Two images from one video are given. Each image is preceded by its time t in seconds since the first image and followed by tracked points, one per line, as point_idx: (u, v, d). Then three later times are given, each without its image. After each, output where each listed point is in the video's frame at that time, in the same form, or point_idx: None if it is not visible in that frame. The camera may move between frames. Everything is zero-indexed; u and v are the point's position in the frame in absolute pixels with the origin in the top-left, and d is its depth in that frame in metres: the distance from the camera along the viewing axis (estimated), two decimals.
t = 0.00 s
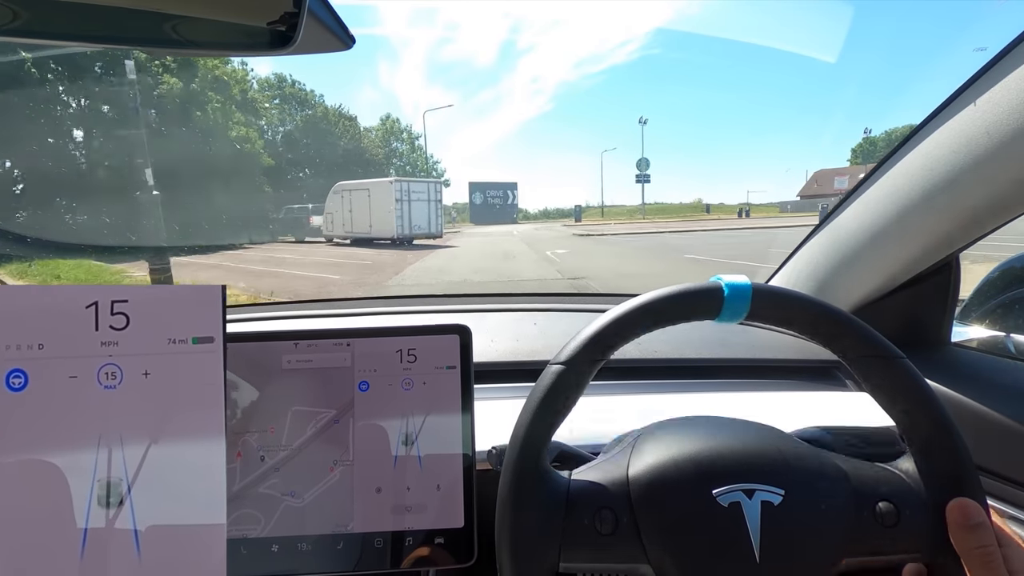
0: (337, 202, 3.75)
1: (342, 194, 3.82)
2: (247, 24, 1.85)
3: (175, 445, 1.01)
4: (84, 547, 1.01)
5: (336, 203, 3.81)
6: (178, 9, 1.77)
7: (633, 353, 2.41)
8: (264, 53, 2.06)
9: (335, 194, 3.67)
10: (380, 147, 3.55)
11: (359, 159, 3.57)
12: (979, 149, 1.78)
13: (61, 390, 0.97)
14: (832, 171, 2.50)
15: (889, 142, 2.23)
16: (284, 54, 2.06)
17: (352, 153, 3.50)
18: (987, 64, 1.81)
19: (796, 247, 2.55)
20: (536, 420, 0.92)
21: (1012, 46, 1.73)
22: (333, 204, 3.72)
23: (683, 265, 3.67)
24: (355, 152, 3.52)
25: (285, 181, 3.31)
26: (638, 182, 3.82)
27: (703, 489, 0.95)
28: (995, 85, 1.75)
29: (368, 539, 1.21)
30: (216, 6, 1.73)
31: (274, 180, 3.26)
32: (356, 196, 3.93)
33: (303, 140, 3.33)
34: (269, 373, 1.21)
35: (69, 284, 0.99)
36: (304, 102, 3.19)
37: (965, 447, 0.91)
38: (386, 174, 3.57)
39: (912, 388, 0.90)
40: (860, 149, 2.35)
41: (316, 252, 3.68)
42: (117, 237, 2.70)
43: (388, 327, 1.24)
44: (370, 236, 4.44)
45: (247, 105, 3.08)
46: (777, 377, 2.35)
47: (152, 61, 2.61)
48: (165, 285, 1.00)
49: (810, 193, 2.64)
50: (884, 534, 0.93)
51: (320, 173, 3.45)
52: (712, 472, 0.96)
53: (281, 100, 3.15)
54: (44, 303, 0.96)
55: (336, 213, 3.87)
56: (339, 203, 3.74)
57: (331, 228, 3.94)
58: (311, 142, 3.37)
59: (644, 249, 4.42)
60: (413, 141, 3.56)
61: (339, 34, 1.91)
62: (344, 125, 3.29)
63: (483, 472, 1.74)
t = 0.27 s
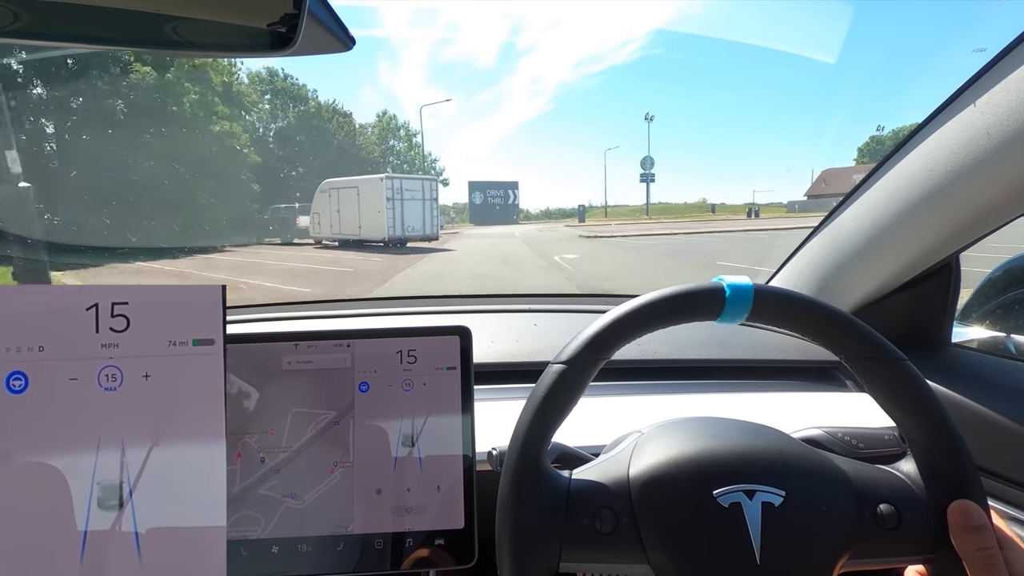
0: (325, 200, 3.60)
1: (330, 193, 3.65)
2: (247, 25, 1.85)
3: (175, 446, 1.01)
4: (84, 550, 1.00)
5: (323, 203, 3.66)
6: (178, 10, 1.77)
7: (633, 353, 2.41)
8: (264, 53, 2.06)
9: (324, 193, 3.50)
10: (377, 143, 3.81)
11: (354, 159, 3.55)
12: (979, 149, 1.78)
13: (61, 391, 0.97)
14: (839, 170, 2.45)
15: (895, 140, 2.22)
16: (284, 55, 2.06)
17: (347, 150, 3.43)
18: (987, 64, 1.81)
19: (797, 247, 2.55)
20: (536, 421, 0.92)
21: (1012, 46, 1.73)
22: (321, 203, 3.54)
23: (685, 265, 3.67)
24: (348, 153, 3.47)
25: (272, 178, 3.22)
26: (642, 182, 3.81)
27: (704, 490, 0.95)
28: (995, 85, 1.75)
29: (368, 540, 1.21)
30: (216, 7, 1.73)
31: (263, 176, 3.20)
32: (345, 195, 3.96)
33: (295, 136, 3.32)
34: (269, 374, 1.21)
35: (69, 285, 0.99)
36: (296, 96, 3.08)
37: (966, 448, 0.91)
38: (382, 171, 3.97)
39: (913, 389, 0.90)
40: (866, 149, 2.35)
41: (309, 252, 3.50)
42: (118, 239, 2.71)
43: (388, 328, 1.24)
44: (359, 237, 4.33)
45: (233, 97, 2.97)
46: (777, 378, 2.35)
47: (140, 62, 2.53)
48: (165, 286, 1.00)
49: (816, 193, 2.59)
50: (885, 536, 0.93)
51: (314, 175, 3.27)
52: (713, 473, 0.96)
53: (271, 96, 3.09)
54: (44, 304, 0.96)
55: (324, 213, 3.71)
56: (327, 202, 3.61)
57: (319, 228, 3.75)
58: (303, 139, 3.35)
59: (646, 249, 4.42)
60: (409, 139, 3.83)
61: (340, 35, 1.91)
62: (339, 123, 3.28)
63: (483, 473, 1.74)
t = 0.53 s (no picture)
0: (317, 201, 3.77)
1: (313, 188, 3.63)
2: (247, 25, 1.85)
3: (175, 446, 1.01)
4: (84, 550, 1.00)
5: (308, 201, 3.66)
6: (178, 11, 1.77)
7: (634, 353, 2.41)
8: (264, 54, 2.06)
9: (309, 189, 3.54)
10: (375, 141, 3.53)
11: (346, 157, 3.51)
12: (979, 149, 1.78)
13: (62, 392, 0.97)
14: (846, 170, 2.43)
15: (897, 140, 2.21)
16: (284, 55, 2.06)
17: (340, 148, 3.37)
18: (987, 64, 1.81)
19: (797, 247, 2.56)
20: (537, 421, 0.92)
21: (1012, 46, 1.73)
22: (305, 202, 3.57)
23: (685, 264, 3.67)
24: (343, 148, 3.46)
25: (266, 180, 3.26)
26: (646, 181, 3.81)
27: (704, 490, 0.95)
28: (995, 85, 1.76)
29: (369, 540, 1.21)
30: (216, 7, 1.73)
31: (251, 175, 3.21)
32: (331, 193, 3.95)
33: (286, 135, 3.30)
34: (269, 375, 1.21)
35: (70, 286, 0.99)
36: (288, 92, 3.09)
37: (966, 448, 0.91)
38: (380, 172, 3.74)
39: (913, 389, 0.90)
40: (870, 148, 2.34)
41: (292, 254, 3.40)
42: (118, 239, 2.73)
43: (389, 329, 1.24)
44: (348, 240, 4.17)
45: (220, 92, 2.96)
46: (777, 378, 2.35)
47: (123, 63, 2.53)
48: (165, 286, 1.00)
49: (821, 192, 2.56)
50: (886, 536, 0.93)
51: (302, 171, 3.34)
52: (713, 473, 0.96)
53: (261, 89, 3.09)
54: (44, 305, 0.96)
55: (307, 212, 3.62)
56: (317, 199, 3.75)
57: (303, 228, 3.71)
58: (296, 136, 3.34)
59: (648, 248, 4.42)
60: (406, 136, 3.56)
61: (340, 35, 1.91)
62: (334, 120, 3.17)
63: (484, 473, 1.74)
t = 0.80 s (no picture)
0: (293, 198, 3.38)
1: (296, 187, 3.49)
2: (247, 24, 1.85)
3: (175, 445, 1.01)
4: (83, 549, 1.00)
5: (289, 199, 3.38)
6: (179, 10, 1.77)
7: (633, 353, 2.41)
8: (264, 53, 2.06)
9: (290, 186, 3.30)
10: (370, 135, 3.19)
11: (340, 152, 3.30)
12: (979, 150, 1.78)
13: (62, 390, 0.97)
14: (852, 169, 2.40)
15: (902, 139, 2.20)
16: (284, 54, 2.06)
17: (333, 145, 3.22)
18: (988, 64, 1.81)
19: (797, 248, 2.56)
20: (537, 421, 0.92)
21: (1013, 46, 1.73)
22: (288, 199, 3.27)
23: (686, 264, 3.67)
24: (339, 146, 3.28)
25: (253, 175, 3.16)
26: (651, 179, 3.81)
27: (704, 491, 0.95)
28: (996, 86, 1.76)
29: (368, 540, 1.21)
30: (217, 6, 1.73)
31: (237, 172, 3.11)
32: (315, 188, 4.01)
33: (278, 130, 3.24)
34: (269, 374, 1.21)
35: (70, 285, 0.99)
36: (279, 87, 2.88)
37: (966, 448, 0.91)
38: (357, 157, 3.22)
39: (913, 389, 0.90)
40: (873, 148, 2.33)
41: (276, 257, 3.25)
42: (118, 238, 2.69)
43: (389, 328, 1.24)
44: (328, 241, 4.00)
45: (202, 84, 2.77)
46: (777, 378, 2.35)
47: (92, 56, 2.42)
48: (164, 286, 1.00)
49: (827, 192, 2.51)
50: (885, 537, 0.93)
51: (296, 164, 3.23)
52: (712, 473, 0.96)
53: (251, 84, 2.91)
54: (43, 304, 0.96)
55: (291, 213, 3.39)
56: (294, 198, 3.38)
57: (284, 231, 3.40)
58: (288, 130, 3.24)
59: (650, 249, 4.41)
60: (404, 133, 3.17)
61: (340, 35, 1.91)
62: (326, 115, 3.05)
63: (483, 473, 1.74)
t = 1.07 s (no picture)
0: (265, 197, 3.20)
1: (272, 184, 3.35)
2: (246, 24, 1.85)
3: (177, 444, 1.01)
4: (85, 548, 1.00)
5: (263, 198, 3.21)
6: (179, 10, 1.77)
7: (634, 352, 2.40)
8: (264, 53, 2.06)
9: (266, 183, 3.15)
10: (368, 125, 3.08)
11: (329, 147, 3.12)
12: (980, 147, 1.78)
13: (63, 390, 0.98)
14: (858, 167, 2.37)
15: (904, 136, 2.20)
16: (283, 54, 2.06)
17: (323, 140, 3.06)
18: (987, 62, 1.81)
19: (798, 246, 2.55)
20: (538, 419, 0.92)
21: (1013, 43, 1.73)
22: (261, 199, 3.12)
23: (687, 263, 3.66)
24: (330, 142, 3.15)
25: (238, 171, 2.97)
26: (656, 177, 3.80)
27: (705, 489, 0.95)
28: (995, 83, 1.76)
29: (369, 539, 1.21)
30: (216, 6, 1.73)
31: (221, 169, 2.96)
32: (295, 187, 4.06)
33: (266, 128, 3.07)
34: (269, 374, 1.21)
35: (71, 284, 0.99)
36: (268, 81, 2.80)
37: (967, 445, 0.91)
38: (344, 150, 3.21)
39: (914, 387, 0.90)
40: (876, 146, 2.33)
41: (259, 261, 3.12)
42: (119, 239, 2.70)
43: (389, 328, 1.25)
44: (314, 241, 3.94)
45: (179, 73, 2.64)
46: (777, 376, 2.34)
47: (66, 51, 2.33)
48: (165, 285, 1.01)
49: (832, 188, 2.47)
50: (887, 534, 0.93)
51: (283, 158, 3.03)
52: (713, 471, 0.96)
53: (238, 76, 2.79)
54: (44, 302, 0.96)
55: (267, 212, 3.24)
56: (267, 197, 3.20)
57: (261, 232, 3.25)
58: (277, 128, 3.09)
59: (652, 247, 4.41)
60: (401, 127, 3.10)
61: (339, 34, 1.91)
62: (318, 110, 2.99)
63: (484, 472, 1.74)
